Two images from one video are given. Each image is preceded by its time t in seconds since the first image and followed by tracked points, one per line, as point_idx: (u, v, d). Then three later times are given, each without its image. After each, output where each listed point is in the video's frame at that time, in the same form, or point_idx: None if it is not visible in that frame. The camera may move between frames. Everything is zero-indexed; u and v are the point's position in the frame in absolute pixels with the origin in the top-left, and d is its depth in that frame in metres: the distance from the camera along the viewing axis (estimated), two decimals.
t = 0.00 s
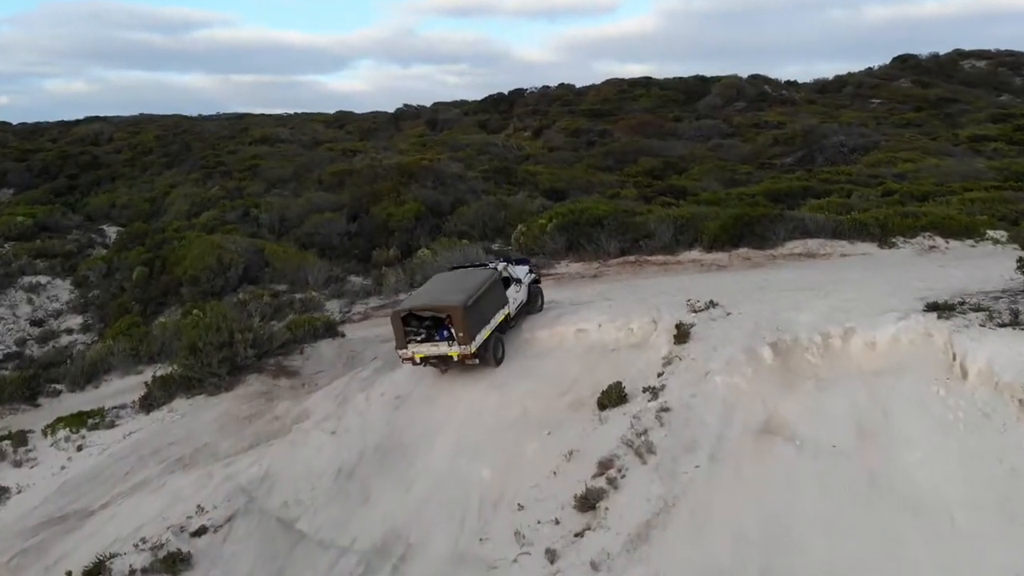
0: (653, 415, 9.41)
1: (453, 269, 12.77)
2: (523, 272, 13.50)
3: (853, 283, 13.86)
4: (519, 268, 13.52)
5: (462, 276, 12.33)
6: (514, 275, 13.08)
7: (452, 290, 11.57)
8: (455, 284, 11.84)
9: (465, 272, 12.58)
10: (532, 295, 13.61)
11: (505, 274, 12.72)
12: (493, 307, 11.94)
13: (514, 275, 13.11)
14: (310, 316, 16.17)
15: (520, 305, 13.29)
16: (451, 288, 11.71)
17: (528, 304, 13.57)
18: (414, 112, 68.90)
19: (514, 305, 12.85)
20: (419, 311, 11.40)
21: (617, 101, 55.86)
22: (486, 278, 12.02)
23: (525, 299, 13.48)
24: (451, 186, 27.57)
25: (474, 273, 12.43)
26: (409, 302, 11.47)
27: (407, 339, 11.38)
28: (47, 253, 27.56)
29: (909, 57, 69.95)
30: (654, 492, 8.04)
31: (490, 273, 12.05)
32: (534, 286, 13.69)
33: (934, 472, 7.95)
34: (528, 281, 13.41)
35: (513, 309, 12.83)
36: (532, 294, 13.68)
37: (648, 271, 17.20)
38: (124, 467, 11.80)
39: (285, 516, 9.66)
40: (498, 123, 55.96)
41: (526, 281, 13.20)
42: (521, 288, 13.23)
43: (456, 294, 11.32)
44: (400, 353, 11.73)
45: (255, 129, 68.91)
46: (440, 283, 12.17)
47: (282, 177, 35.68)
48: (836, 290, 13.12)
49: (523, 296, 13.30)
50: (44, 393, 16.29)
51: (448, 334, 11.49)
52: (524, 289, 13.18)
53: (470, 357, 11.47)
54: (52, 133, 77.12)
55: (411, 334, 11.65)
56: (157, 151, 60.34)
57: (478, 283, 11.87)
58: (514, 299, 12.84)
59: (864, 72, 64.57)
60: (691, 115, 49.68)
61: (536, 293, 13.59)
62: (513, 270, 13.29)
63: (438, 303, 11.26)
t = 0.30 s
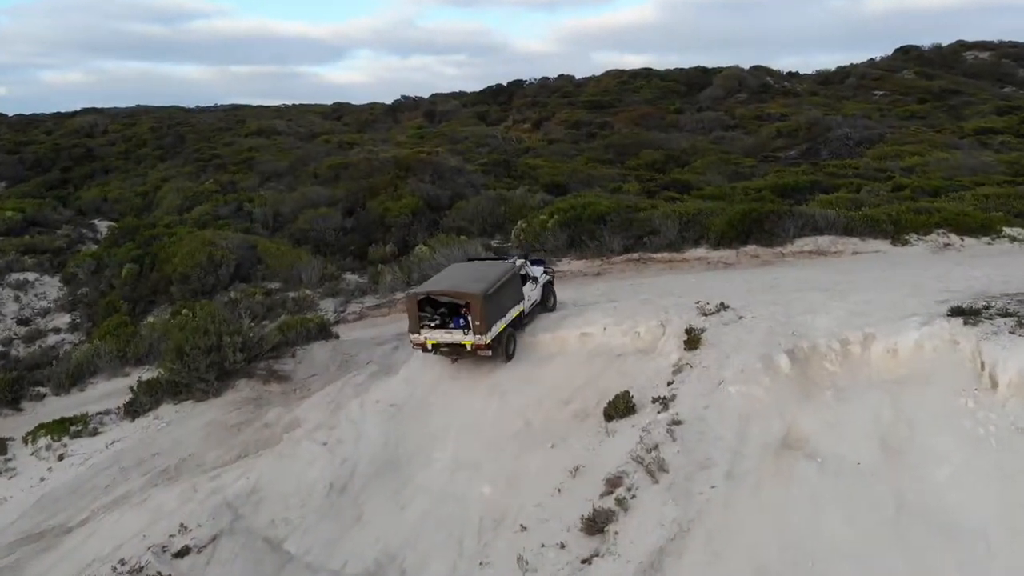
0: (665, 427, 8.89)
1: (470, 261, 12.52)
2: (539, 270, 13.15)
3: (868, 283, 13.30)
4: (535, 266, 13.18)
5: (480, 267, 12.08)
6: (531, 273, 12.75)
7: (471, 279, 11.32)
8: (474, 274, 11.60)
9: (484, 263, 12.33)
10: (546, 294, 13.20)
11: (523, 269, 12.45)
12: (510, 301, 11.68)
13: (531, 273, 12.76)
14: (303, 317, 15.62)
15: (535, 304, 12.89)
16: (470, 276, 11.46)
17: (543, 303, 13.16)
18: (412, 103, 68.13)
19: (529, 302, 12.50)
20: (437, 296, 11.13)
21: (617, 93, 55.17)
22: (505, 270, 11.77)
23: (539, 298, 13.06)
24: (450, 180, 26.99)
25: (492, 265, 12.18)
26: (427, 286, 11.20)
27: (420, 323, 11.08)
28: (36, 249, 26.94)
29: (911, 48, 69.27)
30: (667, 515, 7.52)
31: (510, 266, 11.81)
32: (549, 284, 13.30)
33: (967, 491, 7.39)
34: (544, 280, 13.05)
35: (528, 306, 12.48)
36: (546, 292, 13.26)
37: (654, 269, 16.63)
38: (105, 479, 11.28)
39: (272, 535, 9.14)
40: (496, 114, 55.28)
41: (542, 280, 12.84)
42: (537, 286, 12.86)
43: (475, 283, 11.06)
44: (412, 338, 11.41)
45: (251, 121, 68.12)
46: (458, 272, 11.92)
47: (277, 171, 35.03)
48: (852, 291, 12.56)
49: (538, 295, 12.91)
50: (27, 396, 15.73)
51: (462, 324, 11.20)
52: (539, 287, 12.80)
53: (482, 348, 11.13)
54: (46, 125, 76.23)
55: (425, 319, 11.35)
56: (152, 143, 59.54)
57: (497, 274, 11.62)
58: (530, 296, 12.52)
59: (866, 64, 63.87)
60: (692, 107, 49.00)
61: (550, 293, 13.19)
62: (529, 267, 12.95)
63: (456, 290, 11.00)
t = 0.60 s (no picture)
0: (672, 443, 8.39)
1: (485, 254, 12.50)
2: (552, 272, 13.00)
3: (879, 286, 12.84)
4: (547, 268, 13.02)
5: (496, 259, 12.06)
6: (544, 273, 12.62)
7: (486, 268, 11.30)
8: (489, 265, 11.57)
9: (499, 257, 12.30)
10: (556, 296, 12.97)
11: (538, 267, 12.37)
12: (524, 296, 11.62)
13: (543, 272, 12.61)
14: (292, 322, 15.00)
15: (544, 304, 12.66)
16: (486, 266, 11.44)
17: (552, 305, 12.93)
18: (408, 98, 67.46)
19: (540, 301, 12.35)
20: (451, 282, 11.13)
21: (615, 88, 54.63)
22: (521, 264, 11.74)
23: (549, 299, 12.83)
24: (446, 177, 26.48)
25: (507, 259, 12.15)
26: (442, 270, 11.19)
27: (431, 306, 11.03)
28: (22, 248, 26.37)
29: (910, 42, 68.81)
30: (677, 543, 7.03)
31: (526, 261, 11.78)
32: (560, 287, 13.12)
33: (997, 517, 6.90)
34: (556, 282, 12.88)
35: (539, 305, 12.33)
36: (557, 294, 13.03)
37: (656, 270, 16.17)
38: (84, 495, 10.80)
39: (256, 558, 8.67)
40: (493, 110, 54.68)
41: (555, 280, 12.68)
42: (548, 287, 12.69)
43: (490, 271, 11.04)
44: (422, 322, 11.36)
45: (245, 116, 67.36)
46: (473, 262, 11.92)
47: (270, 168, 34.43)
48: (863, 295, 12.10)
49: (548, 296, 12.71)
50: (8, 403, 15.20)
51: (473, 312, 11.14)
52: (551, 287, 12.62)
53: (491, 339, 11.03)
54: (37, 120, 75.30)
55: (436, 304, 11.31)
56: (144, 138, 58.78)
57: (512, 266, 11.59)
58: (541, 295, 12.38)
59: (866, 59, 63.39)
60: (690, 102, 48.48)
61: (561, 295, 12.98)
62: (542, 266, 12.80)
63: (471, 277, 10.97)
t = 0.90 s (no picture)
0: (675, 465, 7.97)
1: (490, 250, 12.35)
2: (558, 274, 12.87)
3: (885, 293, 12.43)
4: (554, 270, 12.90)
5: (500, 254, 11.89)
6: (550, 273, 12.44)
7: (487, 262, 11.14)
8: (491, 259, 11.41)
9: (503, 254, 12.15)
10: (561, 299, 12.81)
11: (542, 266, 12.18)
12: (526, 293, 11.41)
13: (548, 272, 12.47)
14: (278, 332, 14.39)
15: (549, 306, 12.51)
16: (487, 259, 11.29)
17: (556, 308, 12.76)
18: (399, 97, 66.81)
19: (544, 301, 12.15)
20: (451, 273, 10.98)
21: (608, 87, 54.21)
22: (525, 260, 11.56)
23: (554, 302, 12.68)
24: (438, 177, 26.01)
25: (511, 255, 11.97)
26: (442, 262, 11.07)
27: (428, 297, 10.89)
28: (2, 251, 25.72)
29: (903, 41, 68.64)
30: None
31: (530, 257, 11.59)
32: (565, 290, 12.90)
33: None
34: (562, 284, 12.72)
35: (543, 305, 12.13)
36: (562, 298, 12.87)
37: (653, 275, 15.75)
38: (56, 515, 10.27)
39: None
40: (485, 108, 54.13)
41: (560, 281, 12.53)
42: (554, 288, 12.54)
43: (491, 264, 10.87)
44: (420, 313, 11.23)
45: (234, 115, 66.56)
46: (476, 256, 11.77)
47: (259, 168, 33.84)
48: (871, 303, 11.64)
49: (553, 297, 12.56)
50: None
51: (472, 305, 10.95)
52: (556, 288, 12.47)
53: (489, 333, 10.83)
54: (23, 119, 74.28)
55: (435, 296, 11.16)
56: (131, 138, 57.98)
57: (515, 262, 11.41)
58: (546, 295, 12.20)
59: (859, 57, 63.16)
60: (684, 101, 48.10)
61: (566, 297, 12.82)
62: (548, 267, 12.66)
63: (471, 269, 10.81)
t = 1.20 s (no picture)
0: (675, 497, 7.53)
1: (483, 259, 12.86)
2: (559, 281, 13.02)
3: (886, 305, 12.08)
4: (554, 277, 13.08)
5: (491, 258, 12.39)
6: (546, 277, 12.68)
7: (476, 260, 11.65)
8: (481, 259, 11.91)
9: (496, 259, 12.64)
10: (563, 308, 12.94)
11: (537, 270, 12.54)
12: (518, 289, 11.75)
13: (545, 277, 12.66)
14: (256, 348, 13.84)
15: (550, 312, 12.63)
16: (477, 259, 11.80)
17: (559, 316, 12.87)
18: (387, 100, 66.16)
19: (542, 304, 12.32)
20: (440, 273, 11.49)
21: (597, 90, 53.87)
22: (514, 259, 12.02)
23: (556, 310, 12.81)
24: (426, 182, 25.54)
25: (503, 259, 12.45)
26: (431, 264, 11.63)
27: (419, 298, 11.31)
28: None
29: (891, 44, 68.70)
30: None
31: (519, 256, 12.04)
32: (568, 299, 13.09)
33: None
34: (562, 290, 12.85)
35: (542, 309, 12.32)
36: (565, 307, 12.98)
37: (646, 285, 15.37)
38: (21, 545, 9.69)
39: None
40: (473, 111, 53.59)
41: (558, 287, 12.67)
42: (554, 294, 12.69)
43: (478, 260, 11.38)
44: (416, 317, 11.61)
45: (219, 118, 65.68)
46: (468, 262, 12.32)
47: (243, 173, 33.19)
48: (874, 317, 11.25)
49: (554, 303, 12.70)
50: None
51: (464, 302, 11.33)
52: (555, 294, 12.62)
53: (483, 327, 11.03)
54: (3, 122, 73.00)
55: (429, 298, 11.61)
56: (114, 141, 57.02)
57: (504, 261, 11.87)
58: (544, 299, 12.39)
59: (848, 60, 63.12)
60: (674, 104, 47.82)
61: (568, 306, 12.93)
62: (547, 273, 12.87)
63: (458, 265, 11.32)
